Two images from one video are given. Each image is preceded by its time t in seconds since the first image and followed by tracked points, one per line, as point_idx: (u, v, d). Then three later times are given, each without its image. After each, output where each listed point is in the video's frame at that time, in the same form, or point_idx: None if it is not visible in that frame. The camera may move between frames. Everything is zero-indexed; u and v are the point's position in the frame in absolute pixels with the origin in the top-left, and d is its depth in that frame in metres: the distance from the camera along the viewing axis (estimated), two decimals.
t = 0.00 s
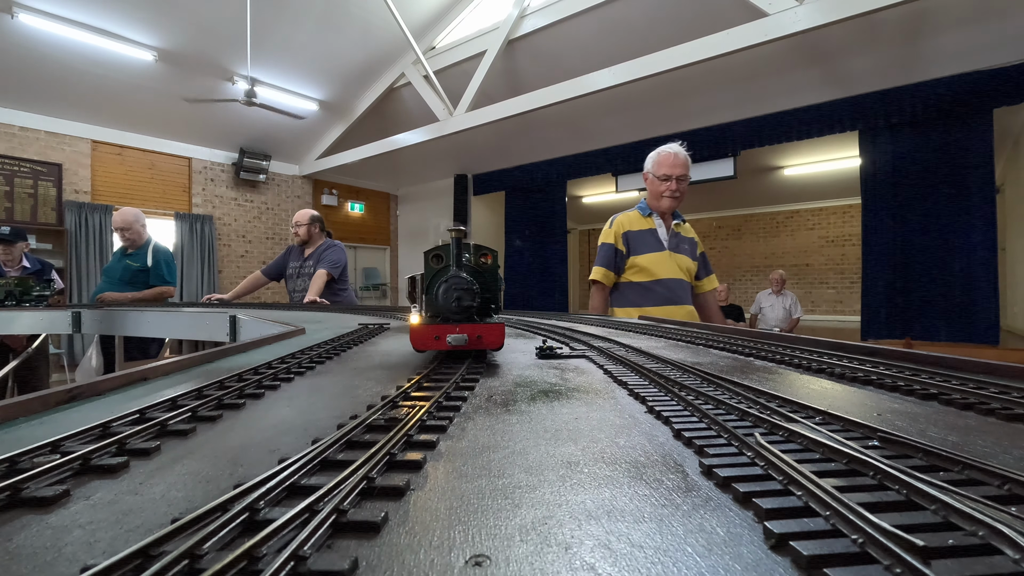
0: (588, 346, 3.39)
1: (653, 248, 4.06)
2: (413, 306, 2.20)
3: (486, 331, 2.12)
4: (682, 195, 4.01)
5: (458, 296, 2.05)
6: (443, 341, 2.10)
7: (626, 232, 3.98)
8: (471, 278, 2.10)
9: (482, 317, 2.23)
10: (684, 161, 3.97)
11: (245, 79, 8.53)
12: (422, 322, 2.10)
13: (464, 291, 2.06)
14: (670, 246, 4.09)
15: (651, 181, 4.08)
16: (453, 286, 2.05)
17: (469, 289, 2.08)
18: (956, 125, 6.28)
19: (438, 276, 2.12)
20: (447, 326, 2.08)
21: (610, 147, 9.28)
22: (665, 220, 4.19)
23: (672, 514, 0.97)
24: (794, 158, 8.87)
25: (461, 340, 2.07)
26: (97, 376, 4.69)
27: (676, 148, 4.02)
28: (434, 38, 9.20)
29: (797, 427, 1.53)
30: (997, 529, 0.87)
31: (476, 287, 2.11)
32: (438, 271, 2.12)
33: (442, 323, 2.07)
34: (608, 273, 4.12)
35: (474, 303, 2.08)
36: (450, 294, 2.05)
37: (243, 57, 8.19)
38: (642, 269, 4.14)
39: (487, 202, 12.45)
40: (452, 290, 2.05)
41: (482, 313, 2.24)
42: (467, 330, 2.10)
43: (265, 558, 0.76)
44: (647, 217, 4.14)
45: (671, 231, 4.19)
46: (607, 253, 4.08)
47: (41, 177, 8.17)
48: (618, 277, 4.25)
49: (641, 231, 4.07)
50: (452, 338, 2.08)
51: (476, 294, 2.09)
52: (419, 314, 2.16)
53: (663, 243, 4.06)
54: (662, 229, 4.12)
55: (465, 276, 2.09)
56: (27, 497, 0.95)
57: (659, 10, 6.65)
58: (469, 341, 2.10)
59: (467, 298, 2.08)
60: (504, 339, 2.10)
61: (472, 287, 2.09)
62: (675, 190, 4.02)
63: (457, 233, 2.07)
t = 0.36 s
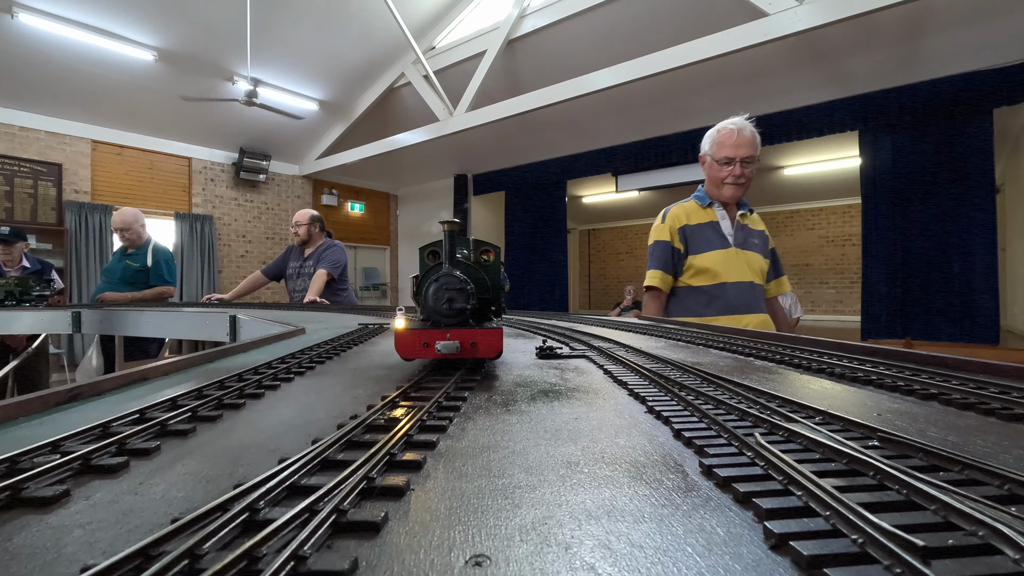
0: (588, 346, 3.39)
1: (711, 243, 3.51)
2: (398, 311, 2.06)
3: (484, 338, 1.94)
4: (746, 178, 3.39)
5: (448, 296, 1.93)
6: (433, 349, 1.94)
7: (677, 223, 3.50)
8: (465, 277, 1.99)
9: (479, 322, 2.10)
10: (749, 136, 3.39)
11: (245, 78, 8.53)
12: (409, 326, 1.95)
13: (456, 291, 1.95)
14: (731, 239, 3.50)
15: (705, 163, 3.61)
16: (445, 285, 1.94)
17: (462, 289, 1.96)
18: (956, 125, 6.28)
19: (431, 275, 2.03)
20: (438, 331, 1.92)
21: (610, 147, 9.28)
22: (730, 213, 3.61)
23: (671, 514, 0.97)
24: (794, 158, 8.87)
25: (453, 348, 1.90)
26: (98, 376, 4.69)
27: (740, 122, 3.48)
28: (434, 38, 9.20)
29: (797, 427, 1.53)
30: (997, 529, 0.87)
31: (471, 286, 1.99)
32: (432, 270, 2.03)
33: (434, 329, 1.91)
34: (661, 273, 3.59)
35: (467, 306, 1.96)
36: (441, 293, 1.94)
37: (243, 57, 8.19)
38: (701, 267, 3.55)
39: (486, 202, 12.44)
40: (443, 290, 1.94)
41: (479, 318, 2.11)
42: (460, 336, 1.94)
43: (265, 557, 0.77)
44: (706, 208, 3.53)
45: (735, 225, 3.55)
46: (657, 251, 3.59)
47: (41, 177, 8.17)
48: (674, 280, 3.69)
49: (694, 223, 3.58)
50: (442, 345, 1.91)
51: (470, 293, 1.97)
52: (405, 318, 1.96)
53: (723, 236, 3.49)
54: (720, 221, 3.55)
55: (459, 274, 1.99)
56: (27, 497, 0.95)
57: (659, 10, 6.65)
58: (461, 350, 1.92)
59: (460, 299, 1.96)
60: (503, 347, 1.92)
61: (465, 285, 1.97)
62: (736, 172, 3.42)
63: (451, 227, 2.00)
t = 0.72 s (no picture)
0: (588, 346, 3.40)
1: (783, 227, 2.68)
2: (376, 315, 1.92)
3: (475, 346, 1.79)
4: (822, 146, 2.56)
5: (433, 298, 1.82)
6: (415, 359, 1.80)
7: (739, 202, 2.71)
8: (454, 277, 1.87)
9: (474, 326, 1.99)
10: (829, 93, 2.57)
11: (245, 78, 8.53)
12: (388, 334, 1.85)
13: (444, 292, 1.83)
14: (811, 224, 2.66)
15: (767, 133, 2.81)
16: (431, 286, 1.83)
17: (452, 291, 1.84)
18: (956, 125, 6.27)
19: (418, 273, 1.93)
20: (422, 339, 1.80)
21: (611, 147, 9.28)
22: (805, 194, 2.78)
23: (671, 514, 0.97)
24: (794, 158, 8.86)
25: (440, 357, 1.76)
26: (97, 376, 4.68)
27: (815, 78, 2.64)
28: (434, 38, 9.19)
29: (797, 427, 1.53)
30: (998, 529, 0.87)
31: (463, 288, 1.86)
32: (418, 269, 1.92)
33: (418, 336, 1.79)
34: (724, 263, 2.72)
35: (455, 309, 1.83)
36: (427, 294, 1.83)
37: (243, 58, 8.19)
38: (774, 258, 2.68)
39: (486, 202, 12.44)
40: (427, 291, 1.82)
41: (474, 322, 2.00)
42: (445, 345, 1.78)
43: (265, 557, 0.77)
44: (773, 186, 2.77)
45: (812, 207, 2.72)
46: (716, 236, 2.76)
47: (41, 177, 8.17)
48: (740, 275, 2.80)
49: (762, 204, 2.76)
50: (425, 355, 1.77)
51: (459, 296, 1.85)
52: (381, 325, 1.83)
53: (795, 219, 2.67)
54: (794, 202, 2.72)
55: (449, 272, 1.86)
56: (27, 497, 0.95)
57: (659, 10, 6.65)
58: (446, 360, 1.76)
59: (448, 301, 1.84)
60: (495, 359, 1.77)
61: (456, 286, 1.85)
62: (807, 139, 2.60)
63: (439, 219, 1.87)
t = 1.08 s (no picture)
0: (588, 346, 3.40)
1: (862, 212, 1.91)
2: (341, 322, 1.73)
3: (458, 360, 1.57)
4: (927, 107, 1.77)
5: (411, 301, 1.65)
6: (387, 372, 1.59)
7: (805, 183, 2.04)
8: (436, 276, 1.72)
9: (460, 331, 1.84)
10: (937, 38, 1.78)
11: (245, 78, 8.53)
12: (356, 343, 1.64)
13: (423, 294, 1.67)
14: (906, 208, 1.85)
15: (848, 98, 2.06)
16: (409, 288, 1.67)
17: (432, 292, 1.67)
18: (957, 125, 6.26)
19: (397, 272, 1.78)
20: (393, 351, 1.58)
21: (611, 147, 9.27)
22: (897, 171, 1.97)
23: (671, 514, 0.97)
24: (795, 158, 8.85)
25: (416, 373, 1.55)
26: (97, 376, 4.67)
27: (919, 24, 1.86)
28: (434, 38, 9.18)
29: (797, 427, 1.53)
30: (997, 529, 0.87)
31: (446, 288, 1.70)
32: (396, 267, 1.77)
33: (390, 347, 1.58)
34: (781, 261, 2.01)
35: (437, 312, 1.66)
36: (405, 296, 1.67)
37: (243, 57, 8.18)
38: (853, 253, 1.91)
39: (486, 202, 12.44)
40: (405, 291, 1.67)
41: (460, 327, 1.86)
42: (423, 356, 1.57)
43: (265, 558, 0.77)
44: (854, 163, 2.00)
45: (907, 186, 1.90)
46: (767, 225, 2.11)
47: (41, 177, 8.17)
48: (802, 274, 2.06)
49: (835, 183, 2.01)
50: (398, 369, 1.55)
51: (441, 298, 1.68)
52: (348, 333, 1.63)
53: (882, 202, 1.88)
54: (881, 181, 1.93)
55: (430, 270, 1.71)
56: (27, 497, 0.95)
57: (659, 10, 6.65)
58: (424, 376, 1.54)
59: (427, 304, 1.68)
60: (482, 373, 1.57)
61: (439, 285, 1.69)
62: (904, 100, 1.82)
63: (422, 208, 1.74)
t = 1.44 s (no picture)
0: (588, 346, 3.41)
1: (920, 215, 1.60)
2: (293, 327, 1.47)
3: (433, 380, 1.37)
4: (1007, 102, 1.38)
5: (377, 303, 1.52)
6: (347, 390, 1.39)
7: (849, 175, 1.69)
8: (409, 274, 1.60)
9: (441, 338, 1.68)
10: None
11: (245, 78, 8.53)
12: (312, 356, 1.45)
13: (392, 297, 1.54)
14: (972, 211, 1.54)
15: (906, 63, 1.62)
16: (376, 288, 1.55)
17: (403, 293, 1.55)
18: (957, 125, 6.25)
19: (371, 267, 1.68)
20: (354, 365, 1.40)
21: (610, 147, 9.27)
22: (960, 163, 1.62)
23: (671, 513, 0.97)
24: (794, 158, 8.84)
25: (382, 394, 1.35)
26: (97, 376, 4.66)
27: None
28: (434, 38, 9.18)
29: (797, 427, 1.53)
30: (997, 529, 0.87)
31: (421, 288, 1.57)
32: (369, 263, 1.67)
33: (351, 361, 1.40)
34: (816, 276, 1.68)
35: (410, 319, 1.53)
36: (372, 297, 1.55)
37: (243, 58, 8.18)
38: (908, 270, 1.59)
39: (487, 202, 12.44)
40: (372, 290, 1.55)
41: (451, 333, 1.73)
42: (392, 372, 1.38)
43: (265, 558, 0.77)
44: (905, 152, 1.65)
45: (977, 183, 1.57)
46: (803, 231, 1.73)
47: (41, 177, 8.18)
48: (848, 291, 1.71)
49: (882, 178, 1.67)
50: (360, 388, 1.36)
51: (413, 301, 1.54)
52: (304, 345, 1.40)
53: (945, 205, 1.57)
54: (939, 176, 1.60)
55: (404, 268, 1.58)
56: (27, 497, 0.95)
57: (658, 10, 6.65)
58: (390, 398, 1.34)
59: (398, 306, 1.55)
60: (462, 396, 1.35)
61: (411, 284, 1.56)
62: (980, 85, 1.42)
63: (394, 188, 1.73)
